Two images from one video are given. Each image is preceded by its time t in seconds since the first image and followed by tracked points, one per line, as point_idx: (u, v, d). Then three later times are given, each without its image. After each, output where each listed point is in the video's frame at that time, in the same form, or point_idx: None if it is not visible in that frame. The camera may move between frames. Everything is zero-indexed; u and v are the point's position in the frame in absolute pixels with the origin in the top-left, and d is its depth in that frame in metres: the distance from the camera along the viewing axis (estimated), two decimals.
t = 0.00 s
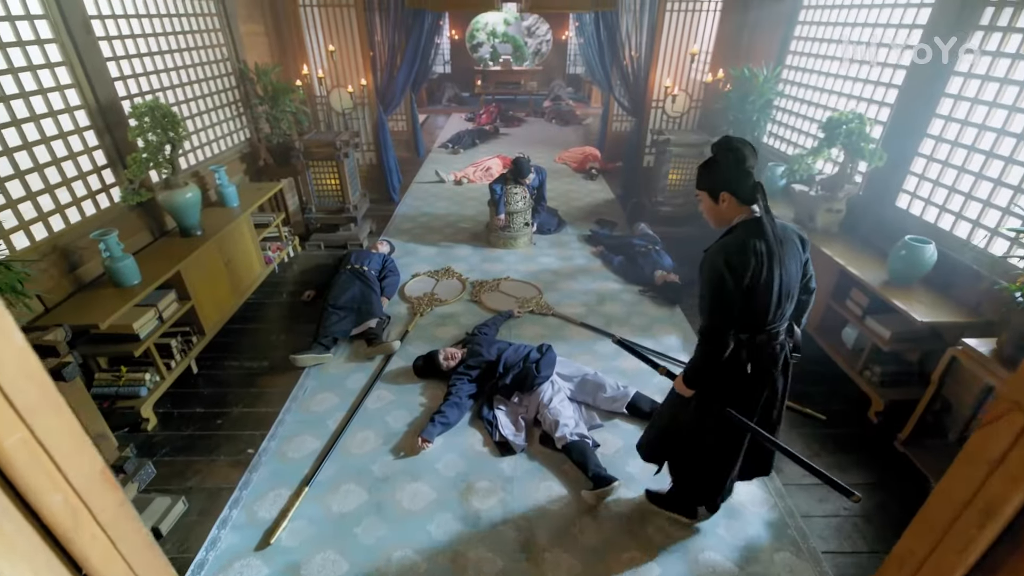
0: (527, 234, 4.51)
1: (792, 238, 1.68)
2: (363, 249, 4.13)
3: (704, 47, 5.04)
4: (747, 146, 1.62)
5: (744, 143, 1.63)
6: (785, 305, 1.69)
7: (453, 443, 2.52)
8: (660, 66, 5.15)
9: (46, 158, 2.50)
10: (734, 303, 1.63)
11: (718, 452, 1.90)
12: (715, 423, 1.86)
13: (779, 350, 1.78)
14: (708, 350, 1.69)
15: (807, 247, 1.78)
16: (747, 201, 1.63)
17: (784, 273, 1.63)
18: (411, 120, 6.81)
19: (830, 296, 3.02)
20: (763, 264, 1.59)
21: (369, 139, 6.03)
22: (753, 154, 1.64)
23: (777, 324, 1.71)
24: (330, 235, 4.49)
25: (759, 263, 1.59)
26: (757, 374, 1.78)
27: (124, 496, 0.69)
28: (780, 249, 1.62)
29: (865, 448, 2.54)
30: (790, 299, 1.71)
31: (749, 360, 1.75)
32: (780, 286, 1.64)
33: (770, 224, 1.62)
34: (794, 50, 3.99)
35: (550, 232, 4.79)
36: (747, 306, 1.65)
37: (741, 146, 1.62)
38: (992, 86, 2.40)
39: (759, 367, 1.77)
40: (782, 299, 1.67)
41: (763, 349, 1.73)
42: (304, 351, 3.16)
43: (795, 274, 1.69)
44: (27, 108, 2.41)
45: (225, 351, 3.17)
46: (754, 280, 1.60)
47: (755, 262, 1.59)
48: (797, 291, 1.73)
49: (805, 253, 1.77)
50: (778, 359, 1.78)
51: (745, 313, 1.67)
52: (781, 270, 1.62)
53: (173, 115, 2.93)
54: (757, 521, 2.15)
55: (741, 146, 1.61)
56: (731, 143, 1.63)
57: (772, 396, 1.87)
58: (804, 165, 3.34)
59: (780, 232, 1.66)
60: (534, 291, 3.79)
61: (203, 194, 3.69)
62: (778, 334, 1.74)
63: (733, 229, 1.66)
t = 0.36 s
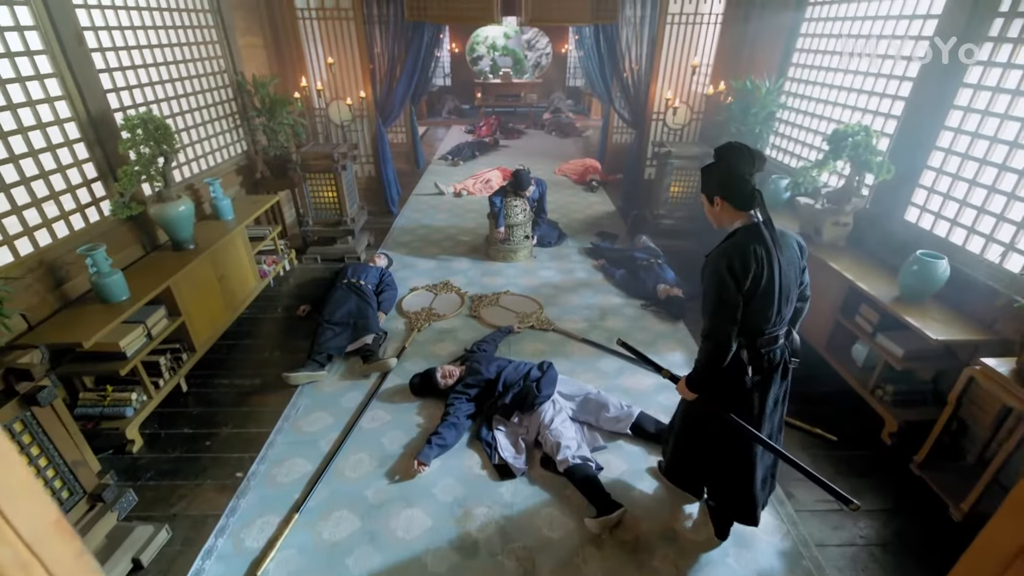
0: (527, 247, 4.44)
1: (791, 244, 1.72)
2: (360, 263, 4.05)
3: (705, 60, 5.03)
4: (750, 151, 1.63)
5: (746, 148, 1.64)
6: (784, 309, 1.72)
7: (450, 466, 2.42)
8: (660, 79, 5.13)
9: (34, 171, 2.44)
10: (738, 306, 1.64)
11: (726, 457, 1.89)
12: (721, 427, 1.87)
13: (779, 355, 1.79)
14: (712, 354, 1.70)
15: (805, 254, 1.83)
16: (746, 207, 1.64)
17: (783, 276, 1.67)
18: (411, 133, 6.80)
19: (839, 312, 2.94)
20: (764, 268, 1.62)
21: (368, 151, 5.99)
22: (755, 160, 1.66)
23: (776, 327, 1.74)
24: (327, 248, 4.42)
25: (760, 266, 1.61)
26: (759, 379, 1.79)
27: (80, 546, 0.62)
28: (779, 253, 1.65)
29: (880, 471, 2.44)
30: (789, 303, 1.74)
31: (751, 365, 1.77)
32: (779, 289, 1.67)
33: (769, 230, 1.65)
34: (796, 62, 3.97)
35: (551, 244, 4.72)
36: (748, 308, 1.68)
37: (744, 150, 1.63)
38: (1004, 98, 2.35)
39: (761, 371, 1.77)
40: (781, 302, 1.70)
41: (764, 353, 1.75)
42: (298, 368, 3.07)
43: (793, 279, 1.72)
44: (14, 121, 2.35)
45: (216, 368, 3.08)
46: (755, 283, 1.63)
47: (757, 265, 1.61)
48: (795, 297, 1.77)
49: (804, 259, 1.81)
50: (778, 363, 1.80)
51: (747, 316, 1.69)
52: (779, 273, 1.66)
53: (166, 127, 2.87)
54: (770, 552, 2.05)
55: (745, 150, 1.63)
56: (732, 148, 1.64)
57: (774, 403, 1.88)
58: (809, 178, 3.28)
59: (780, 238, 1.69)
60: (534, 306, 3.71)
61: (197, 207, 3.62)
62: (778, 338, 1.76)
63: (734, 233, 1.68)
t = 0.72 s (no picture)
0: (527, 257, 4.36)
1: (782, 242, 1.75)
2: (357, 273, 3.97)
3: (707, 68, 4.99)
4: (736, 151, 1.67)
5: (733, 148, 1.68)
6: (776, 306, 1.75)
7: (447, 488, 2.32)
8: (661, 88, 5.09)
9: (18, 181, 2.35)
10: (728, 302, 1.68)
11: (716, 450, 1.95)
12: (713, 420, 1.92)
13: (771, 349, 1.83)
14: (701, 347, 1.75)
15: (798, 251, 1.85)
16: (736, 204, 1.66)
17: (774, 274, 1.69)
18: (410, 142, 6.75)
19: (849, 325, 2.85)
20: (753, 265, 1.65)
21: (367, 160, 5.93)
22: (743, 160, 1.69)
23: (768, 322, 1.77)
24: (323, 259, 4.34)
25: (749, 263, 1.64)
26: (751, 373, 1.82)
27: None
28: (769, 251, 1.67)
29: (896, 493, 2.34)
30: (781, 300, 1.77)
31: (743, 359, 1.81)
32: (770, 285, 1.70)
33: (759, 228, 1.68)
34: (800, 71, 3.91)
35: (551, 254, 4.65)
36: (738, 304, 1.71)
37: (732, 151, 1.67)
38: (1018, 106, 2.29)
39: (753, 365, 1.81)
40: (772, 298, 1.72)
41: (755, 348, 1.79)
42: (290, 384, 2.97)
43: (786, 276, 1.75)
44: None
45: (207, 383, 2.99)
46: (744, 280, 1.66)
47: (746, 262, 1.64)
48: (787, 293, 1.80)
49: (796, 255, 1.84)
50: (771, 357, 1.83)
51: (737, 312, 1.73)
52: (771, 270, 1.68)
53: (157, 137, 2.81)
54: None
55: (732, 151, 1.66)
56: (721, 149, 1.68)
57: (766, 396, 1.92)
58: (815, 187, 3.22)
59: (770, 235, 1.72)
60: (534, 318, 3.62)
61: (190, 218, 3.55)
62: (769, 333, 1.80)
63: (723, 232, 1.71)
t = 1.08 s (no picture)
0: (527, 268, 4.28)
1: (779, 241, 1.74)
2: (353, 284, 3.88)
3: (709, 76, 4.94)
4: (739, 153, 1.65)
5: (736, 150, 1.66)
6: (777, 304, 1.73)
7: (443, 511, 2.22)
8: (663, 96, 5.05)
9: None
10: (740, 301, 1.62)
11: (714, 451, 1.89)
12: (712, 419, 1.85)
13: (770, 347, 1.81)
14: (714, 350, 1.64)
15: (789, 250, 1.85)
16: (741, 206, 1.64)
17: (778, 272, 1.68)
18: (410, 150, 6.69)
19: (860, 339, 2.76)
20: (762, 264, 1.61)
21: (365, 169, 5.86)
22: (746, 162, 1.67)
23: (770, 320, 1.74)
24: (319, 269, 4.26)
25: (758, 262, 1.61)
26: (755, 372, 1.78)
27: None
28: (772, 250, 1.66)
29: (914, 517, 2.23)
30: (780, 298, 1.76)
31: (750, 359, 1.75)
32: (773, 284, 1.67)
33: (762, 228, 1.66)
34: (806, 78, 3.85)
35: (552, 264, 4.56)
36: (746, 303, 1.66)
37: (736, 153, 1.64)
38: None
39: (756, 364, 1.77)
40: (776, 296, 1.70)
41: (759, 346, 1.75)
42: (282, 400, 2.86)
43: (784, 275, 1.74)
44: None
45: (196, 399, 2.89)
46: (753, 279, 1.62)
47: (755, 261, 1.60)
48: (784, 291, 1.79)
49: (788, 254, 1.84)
50: (770, 355, 1.81)
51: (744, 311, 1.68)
52: (775, 269, 1.66)
53: (147, 145, 2.73)
54: None
55: (735, 153, 1.64)
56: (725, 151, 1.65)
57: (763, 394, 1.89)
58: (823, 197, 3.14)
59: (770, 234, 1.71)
60: (535, 330, 3.53)
61: (182, 228, 3.46)
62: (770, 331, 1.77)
63: (728, 233, 1.67)
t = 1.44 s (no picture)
0: (527, 273, 4.18)
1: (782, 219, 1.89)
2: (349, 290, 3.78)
3: (711, 77, 4.84)
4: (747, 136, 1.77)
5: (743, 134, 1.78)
6: (784, 276, 1.89)
7: (439, 530, 2.12)
8: (665, 98, 4.99)
9: None
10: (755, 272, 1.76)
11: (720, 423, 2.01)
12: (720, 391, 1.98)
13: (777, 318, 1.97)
14: (730, 320, 1.77)
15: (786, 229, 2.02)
16: (750, 184, 1.77)
17: (784, 247, 1.83)
18: (408, 153, 6.61)
19: (873, 348, 2.66)
20: (774, 238, 1.76)
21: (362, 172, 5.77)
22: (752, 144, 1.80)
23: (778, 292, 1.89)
24: (315, 273, 4.17)
25: (771, 237, 1.75)
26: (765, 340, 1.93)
27: None
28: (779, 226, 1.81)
29: (933, 536, 2.13)
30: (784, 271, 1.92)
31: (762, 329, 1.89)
32: (780, 257, 1.83)
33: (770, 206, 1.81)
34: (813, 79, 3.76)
35: (552, 269, 4.46)
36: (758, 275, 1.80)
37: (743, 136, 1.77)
38: None
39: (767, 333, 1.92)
40: (783, 268, 1.86)
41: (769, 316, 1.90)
42: (273, 412, 2.76)
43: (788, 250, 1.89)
44: None
45: (185, 409, 2.80)
46: (767, 252, 1.76)
47: (768, 236, 1.74)
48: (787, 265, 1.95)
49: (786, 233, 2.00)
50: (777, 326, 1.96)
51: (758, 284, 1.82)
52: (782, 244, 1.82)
53: (134, 146, 2.64)
54: None
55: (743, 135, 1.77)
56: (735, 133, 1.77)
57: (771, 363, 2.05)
58: (831, 201, 3.05)
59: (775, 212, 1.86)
60: (535, 337, 3.43)
61: (172, 232, 3.37)
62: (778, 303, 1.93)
63: (740, 212, 1.80)
